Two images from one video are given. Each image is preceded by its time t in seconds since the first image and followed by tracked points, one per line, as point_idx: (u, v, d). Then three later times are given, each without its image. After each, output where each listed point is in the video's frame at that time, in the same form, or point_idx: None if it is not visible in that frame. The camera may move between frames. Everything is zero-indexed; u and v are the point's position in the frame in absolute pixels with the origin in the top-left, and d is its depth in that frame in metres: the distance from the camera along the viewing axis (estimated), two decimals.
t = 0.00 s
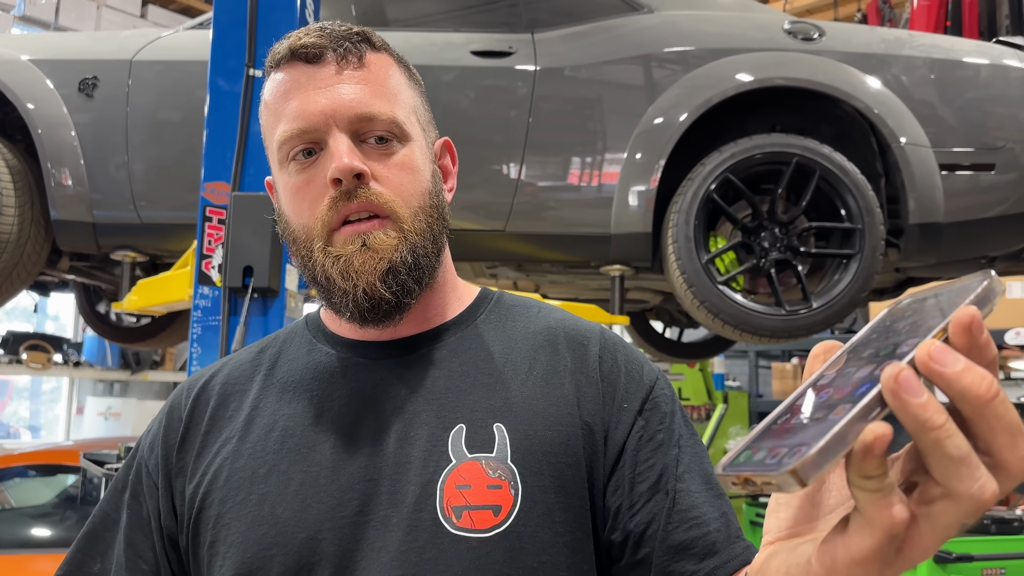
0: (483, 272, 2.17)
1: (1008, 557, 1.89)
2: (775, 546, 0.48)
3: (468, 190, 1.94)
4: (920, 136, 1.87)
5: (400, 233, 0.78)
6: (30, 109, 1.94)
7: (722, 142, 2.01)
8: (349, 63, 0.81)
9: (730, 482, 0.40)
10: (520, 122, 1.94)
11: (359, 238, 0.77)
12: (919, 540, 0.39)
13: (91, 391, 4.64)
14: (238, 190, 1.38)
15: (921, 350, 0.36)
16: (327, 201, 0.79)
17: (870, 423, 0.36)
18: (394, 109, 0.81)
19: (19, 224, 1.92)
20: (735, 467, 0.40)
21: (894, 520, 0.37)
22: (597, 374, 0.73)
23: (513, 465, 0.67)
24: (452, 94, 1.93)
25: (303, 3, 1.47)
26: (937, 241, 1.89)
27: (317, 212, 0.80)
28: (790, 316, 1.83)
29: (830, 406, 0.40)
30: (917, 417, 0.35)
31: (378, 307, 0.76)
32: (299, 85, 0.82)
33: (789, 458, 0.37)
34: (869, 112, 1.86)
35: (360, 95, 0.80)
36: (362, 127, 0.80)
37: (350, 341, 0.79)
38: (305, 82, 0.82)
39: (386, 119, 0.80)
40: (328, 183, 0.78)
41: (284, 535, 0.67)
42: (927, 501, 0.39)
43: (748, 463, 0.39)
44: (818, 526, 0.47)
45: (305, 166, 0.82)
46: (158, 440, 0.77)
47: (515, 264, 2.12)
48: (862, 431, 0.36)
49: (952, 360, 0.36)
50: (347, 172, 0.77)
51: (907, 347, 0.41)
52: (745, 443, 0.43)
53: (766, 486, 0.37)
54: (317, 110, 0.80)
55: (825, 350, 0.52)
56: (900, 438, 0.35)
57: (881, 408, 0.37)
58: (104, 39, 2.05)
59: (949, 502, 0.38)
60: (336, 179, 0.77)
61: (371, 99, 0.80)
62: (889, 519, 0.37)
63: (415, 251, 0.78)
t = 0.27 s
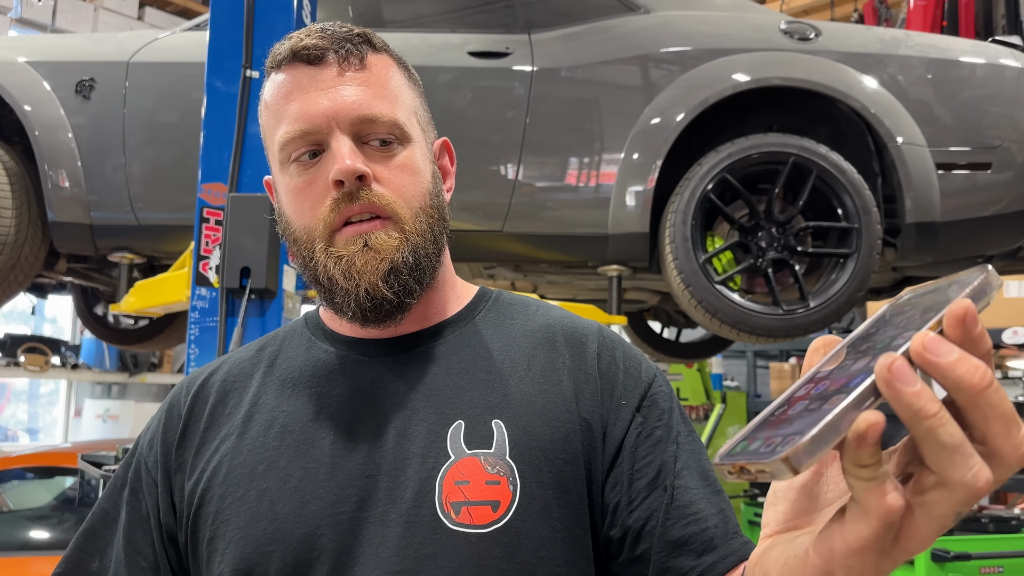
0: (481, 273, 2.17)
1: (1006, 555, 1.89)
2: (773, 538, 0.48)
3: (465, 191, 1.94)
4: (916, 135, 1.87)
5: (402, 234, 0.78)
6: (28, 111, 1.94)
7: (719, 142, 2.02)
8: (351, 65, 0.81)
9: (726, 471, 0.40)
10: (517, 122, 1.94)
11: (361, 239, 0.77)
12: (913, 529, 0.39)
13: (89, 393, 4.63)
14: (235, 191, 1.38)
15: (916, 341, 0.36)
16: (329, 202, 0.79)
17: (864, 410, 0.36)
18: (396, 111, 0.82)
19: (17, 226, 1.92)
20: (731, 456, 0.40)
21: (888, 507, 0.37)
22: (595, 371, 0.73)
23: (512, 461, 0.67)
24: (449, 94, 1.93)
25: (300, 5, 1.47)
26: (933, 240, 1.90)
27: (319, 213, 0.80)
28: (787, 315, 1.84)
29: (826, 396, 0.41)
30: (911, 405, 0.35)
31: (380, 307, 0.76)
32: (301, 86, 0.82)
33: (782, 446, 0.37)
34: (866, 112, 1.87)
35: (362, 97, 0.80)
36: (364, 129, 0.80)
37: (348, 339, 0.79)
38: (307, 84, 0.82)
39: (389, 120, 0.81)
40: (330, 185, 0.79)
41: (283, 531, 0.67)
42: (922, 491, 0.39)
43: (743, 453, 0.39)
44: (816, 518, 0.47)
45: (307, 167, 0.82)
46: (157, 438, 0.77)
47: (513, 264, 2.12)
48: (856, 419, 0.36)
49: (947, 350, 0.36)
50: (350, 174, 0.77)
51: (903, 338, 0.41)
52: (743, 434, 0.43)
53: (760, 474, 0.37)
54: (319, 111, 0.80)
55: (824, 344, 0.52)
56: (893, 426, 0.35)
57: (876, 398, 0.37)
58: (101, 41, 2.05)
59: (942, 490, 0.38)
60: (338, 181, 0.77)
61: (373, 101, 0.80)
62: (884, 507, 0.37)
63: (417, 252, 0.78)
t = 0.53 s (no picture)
0: (481, 273, 2.17)
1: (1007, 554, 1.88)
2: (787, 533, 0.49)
3: (465, 191, 1.94)
4: (917, 134, 1.87)
5: (412, 233, 0.78)
6: (27, 112, 1.94)
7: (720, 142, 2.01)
8: (362, 64, 0.81)
9: (743, 464, 0.40)
10: (517, 122, 1.94)
11: (372, 238, 0.77)
12: (929, 523, 0.39)
13: (88, 395, 4.62)
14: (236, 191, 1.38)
15: (937, 333, 0.36)
16: (340, 201, 0.79)
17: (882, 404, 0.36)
18: (406, 110, 0.82)
19: (16, 228, 1.92)
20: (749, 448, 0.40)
21: (907, 501, 0.38)
22: (600, 369, 0.73)
23: (517, 458, 0.67)
24: (448, 95, 1.93)
25: (300, 5, 1.47)
26: (934, 239, 1.90)
27: (330, 212, 0.80)
28: (788, 315, 1.84)
29: (843, 390, 0.41)
30: (933, 396, 0.35)
31: (391, 307, 0.76)
32: (311, 84, 0.82)
33: (800, 438, 0.37)
34: (866, 111, 1.87)
35: (373, 96, 0.80)
36: (376, 128, 0.80)
37: (352, 337, 0.79)
38: (317, 82, 0.81)
39: (399, 120, 0.81)
40: (341, 184, 0.78)
41: (287, 528, 0.66)
42: (939, 484, 0.39)
43: (760, 445, 0.40)
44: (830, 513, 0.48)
45: (317, 166, 0.82)
46: (160, 436, 0.77)
47: (513, 265, 2.12)
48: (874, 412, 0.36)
49: (968, 342, 0.36)
50: (362, 173, 0.76)
51: (923, 333, 0.42)
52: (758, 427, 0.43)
53: (777, 466, 0.37)
54: (330, 110, 0.80)
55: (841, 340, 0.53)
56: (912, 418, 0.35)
57: (896, 390, 0.36)
58: (100, 42, 2.05)
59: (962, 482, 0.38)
60: (350, 180, 0.77)
61: (384, 101, 0.80)
62: (902, 500, 0.38)
63: (428, 251, 0.78)
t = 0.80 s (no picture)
0: (483, 273, 2.17)
1: (1010, 554, 1.88)
2: (796, 530, 0.48)
3: (466, 191, 1.94)
4: (919, 133, 1.87)
5: (417, 229, 0.77)
6: (29, 113, 1.94)
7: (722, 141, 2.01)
8: (366, 59, 0.81)
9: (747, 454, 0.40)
10: (519, 122, 1.94)
11: (376, 234, 0.77)
12: (939, 517, 0.39)
13: (90, 397, 4.62)
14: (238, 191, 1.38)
15: (943, 323, 0.36)
16: (343, 197, 0.78)
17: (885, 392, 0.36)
18: (410, 105, 0.81)
19: (18, 228, 1.92)
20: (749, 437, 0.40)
21: (913, 490, 0.38)
22: (606, 365, 0.73)
23: (523, 455, 0.67)
24: (450, 94, 1.93)
25: (302, 5, 1.47)
26: (936, 238, 1.89)
27: (333, 208, 0.80)
28: (790, 314, 1.83)
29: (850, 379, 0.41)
30: (938, 384, 0.35)
31: (396, 303, 0.76)
32: (315, 79, 0.81)
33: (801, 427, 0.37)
34: (868, 110, 1.86)
35: (377, 91, 0.80)
36: (379, 124, 0.80)
37: (357, 335, 0.79)
38: (321, 77, 0.81)
39: (403, 115, 0.80)
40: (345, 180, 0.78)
41: (292, 525, 0.66)
42: (948, 476, 0.39)
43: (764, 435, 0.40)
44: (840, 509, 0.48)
45: (320, 161, 0.82)
46: (164, 432, 0.77)
47: (515, 265, 2.12)
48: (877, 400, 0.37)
49: (975, 331, 0.36)
50: (366, 169, 0.76)
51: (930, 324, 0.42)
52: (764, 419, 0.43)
53: (781, 456, 0.38)
54: (334, 105, 0.80)
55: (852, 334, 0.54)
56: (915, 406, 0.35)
57: (899, 377, 0.37)
58: (101, 43, 2.05)
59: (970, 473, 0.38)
60: (353, 176, 0.77)
61: (388, 95, 0.80)
62: (908, 489, 0.38)
63: (432, 248, 0.77)
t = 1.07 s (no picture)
0: (486, 274, 2.17)
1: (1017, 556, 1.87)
2: (814, 538, 0.49)
3: (469, 193, 1.94)
4: (923, 134, 1.86)
5: (416, 230, 0.77)
6: (32, 115, 1.94)
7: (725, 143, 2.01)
8: (365, 58, 0.81)
9: (759, 459, 0.39)
10: (522, 123, 1.93)
11: (375, 235, 0.77)
12: (961, 524, 0.40)
13: (93, 399, 4.62)
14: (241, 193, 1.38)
15: (965, 325, 0.35)
16: (343, 198, 0.78)
17: (906, 398, 0.35)
18: (409, 104, 0.81)
19: (22, 230, 1.91)
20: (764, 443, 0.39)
21: (934, 495, 0.38)
22: (614, 368, 0.72)
23: (530, 460, 0.67)
24: (453, 96, 1.92)
25: (305, 6, 1.46)
26: (941, 239, 1.89)
27: (333, 209, 0.80)
28: (794, 316, 1.83)
29: (866, 383, 0.40)
30: (961, 389, 0.35)
31: (396, 305, 0.76)
32: (314, 79, 0.81)
33: (818, 430, 0.36)
34: (872, 111, 1.86)
35: (376, 91, 0.80)
36: (378, 124, 0.80)
37: (362, 338, 0.78)
38: (320, 77, 0.81)
39: (402, 114, 0.80)
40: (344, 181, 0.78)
41: (297, 531, 0.66)
42: (970, 482, 0.39)
43: (777, 440, 0.38)
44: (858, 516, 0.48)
45: (320, 162, 0.82)
46: (168, 437, 0.77)
47: (518, 266, 2.11)
48: (897, 405, 0.35)
49: (998, 334, 0.35)
50: (365, 170, 0.76)
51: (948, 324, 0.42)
52: (779, 423, 0.43)
53: (794, 459, 0.36)
54: (332, 106, 0.80)
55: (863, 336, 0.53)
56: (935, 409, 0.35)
57: (919, 381, 0.36)
58: (104, 45, 2.05)
59: (994, 478, 0.38)
60: (352, 177, 0.76)
61: (386, 94, 0.80)
62: (929, 495, 0.38)
63: (432, 249, 0.77)
